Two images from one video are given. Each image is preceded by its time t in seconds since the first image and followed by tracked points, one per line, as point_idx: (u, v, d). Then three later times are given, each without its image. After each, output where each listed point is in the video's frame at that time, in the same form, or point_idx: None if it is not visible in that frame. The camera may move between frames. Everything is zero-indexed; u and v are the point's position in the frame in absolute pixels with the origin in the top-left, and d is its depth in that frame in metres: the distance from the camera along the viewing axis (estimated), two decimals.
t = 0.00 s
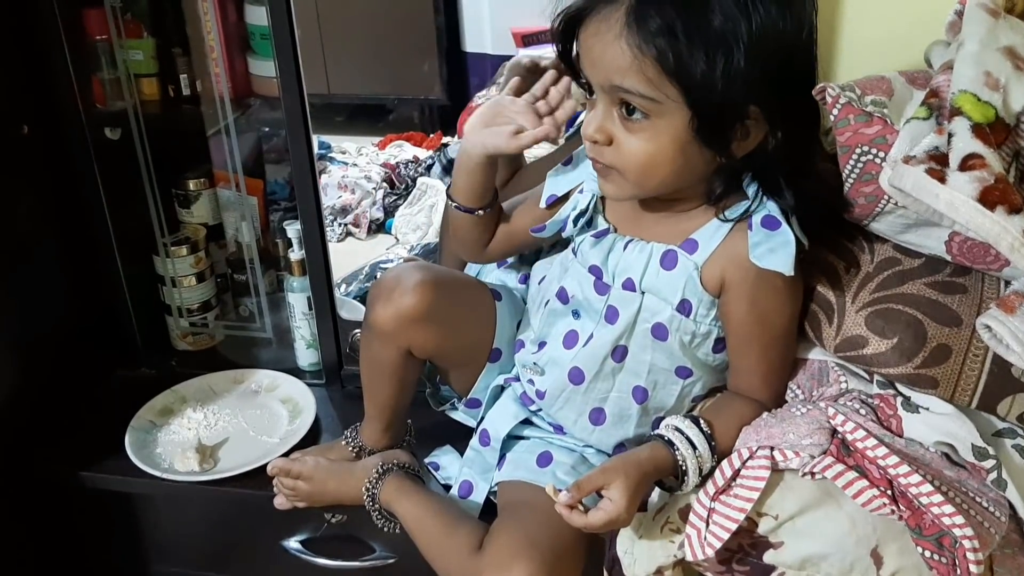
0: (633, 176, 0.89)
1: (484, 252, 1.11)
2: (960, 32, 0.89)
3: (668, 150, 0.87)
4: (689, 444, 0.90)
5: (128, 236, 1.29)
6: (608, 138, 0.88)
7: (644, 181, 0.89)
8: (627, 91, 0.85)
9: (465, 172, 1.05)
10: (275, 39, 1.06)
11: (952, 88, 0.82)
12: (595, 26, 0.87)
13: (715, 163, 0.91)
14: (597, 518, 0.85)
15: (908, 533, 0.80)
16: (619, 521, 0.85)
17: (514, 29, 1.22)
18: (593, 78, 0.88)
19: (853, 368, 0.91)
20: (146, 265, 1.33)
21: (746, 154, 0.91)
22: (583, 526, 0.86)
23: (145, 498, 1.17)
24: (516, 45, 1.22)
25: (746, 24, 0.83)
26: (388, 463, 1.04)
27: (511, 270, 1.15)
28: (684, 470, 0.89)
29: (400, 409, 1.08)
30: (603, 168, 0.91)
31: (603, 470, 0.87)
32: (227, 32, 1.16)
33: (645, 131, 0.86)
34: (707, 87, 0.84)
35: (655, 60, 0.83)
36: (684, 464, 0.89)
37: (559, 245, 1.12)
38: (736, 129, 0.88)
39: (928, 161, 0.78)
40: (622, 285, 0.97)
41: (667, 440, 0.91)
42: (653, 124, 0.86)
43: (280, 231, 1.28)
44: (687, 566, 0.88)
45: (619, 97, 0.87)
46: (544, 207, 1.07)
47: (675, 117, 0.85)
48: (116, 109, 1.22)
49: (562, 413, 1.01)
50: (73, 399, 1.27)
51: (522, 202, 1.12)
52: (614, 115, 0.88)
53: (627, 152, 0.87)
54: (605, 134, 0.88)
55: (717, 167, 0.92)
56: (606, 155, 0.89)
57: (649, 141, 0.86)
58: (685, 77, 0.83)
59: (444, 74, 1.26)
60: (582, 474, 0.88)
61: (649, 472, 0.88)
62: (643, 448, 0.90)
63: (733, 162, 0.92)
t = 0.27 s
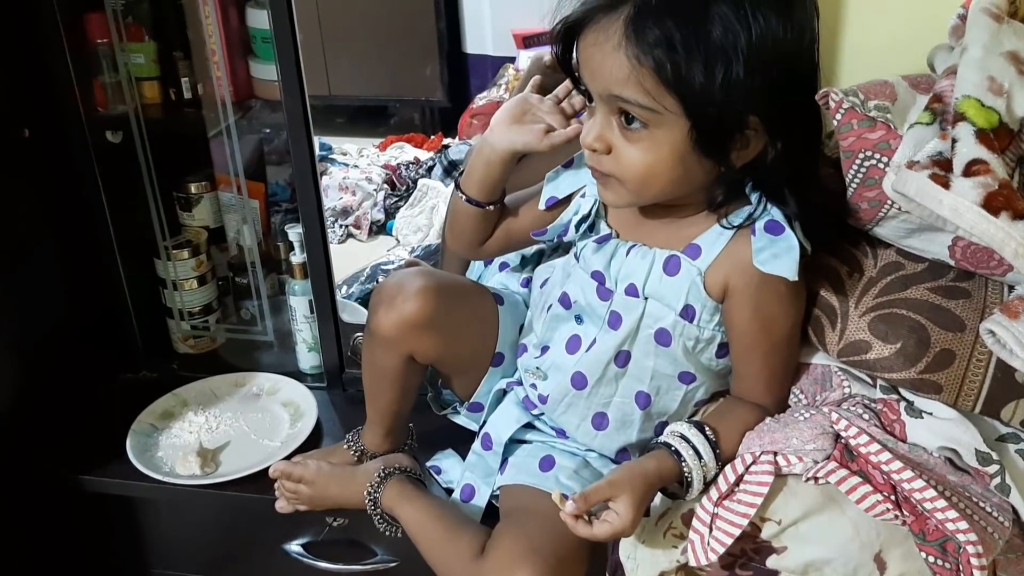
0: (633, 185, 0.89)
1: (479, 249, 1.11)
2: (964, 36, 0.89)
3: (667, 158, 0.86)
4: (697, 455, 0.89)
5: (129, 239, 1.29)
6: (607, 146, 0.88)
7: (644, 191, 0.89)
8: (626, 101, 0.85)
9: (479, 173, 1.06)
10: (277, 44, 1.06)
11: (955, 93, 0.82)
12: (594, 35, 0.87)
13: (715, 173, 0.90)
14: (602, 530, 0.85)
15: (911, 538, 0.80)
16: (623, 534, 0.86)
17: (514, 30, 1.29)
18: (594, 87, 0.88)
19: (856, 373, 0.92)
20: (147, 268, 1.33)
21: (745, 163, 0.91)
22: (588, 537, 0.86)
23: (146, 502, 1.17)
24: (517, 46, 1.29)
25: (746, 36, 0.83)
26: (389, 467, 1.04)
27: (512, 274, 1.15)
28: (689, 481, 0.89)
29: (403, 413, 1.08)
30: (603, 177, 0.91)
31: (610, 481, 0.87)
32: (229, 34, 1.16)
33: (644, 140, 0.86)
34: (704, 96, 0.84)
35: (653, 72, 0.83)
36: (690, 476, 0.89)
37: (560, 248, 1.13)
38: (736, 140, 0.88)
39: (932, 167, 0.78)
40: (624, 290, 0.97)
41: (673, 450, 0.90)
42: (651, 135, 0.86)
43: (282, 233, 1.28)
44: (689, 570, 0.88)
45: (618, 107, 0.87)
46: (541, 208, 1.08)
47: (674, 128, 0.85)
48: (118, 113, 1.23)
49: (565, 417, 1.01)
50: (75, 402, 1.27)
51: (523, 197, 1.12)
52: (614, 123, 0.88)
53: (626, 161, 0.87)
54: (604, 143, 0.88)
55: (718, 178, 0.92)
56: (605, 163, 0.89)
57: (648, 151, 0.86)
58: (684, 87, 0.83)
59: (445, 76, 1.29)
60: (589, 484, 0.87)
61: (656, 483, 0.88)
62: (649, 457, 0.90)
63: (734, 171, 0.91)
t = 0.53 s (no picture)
0: (630, 189, 0.88)
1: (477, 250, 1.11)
2: (963, 37, 0.89)
3: (664, 162, 0.86)
4: (693, 457, 0.89)
5: (127, 240, 1.29)
6: (604, 148, 0.88)
7: (641, 194, 0.89)
8: (623, 104, 0.85)
9: (476, 177, 1.06)
10: (275, 46, 1.05)
11: (954, 95, 0.81)
12: (591, 37, 0.86)
13: (713, 177, 0.90)
14: (601, 532, 0.85)
15: (909, 542, 0.80)
16: (623, 536, 0.85)
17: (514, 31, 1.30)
18: (591, 90, 0.88)
19: (854, 375, 0.91)
20: (145, 270, 1.32)
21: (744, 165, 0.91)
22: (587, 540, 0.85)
23: (143, 504, 1.16)
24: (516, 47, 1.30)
25: (744, 38, 0.83)
26: (387, 471, 1.04)
27: (509, 276, 1.14)
28: (686, 482, 0.89)
29: (401, 415, 1.07)
30: (600, 181, 0.91)
31: (608, 483, 0.87)
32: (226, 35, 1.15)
33: (640, 144, 0.86)
34: (702, 99, 0.83)
35: (650, 73, 0.83)
36: (687, 477, 0.89)
37: (558, 250, 1.12)
38: (734, 142, 0.87)
39: (930, 169, 0.78)
40: (623, 293, 0.97)
41: (669, 451, 0.90)
42: (650, 134, 0.86)
43: (280, 234, 1.28)
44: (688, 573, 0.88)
45: (615, 109, 0.86)
46: (541, 212, 1.08)
47: (671, 131, 0.85)
48: (116, 114, 1.22)
49: (563, 420, 1.01)
50: (72, 404, 1.26)
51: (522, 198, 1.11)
52: (611, 126, 0.87)
53: (624, 164, 0.87)
54: (600, 145, 0.88)
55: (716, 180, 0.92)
56: (601, 166, 0.89)
57: (644, 155, 0.86)
58: (681, 90, 0.83)
59: (444, 76, 1.32)
60: (585, 487, 0.87)
61: (653, 485, 0.88)
62: (646, 459, 0.90)
63: (732, 174, 0.91)
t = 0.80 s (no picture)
0: (621, 186, 0.88)
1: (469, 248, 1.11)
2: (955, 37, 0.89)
3: (656, 158, 0.86)
4: (685, 455, 0.89)
5: (121, 241, 1.29)
6: (594, 146, 0.88)
7: (633, 192, 0.88)
8: (614, 101, 0.85)
9: (472, 174, 1.06)
10: (268, 46, 1.05)
11: (946, 95, 0.81)
12: (583, 36, 0.86)
13: (704, 176, 0.90)
14: (595, 529, 0.85)
15: (901, 542, 0.80)
16: (617, 532, 0.85)
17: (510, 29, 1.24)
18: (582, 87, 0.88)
19: (846, 375, 0.91)
20: (140, 271, 1.32)
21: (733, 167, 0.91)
22: (581, 537, 0.85)
23: (136, 504, 1.16)
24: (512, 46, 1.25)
25: (735, 38, 0.82)
26: (384, 468, 1.04)
27: (503, 276, 1.14)
28: (678, 480, 0.89)
29: (394, 416, 1.07)
30: (591, 180, 0.91)
31: (602, 479, 0.86)
32: (219, 38, 1.16)
33: (632, 141, 0.86)
34: (694, 100, 0.83)
35: (641, 73, 0.83)
36: (679, 475, 0.89)
37: (551, 250, 1.12)
38: (725, 141, 0.87)
39: (922, 168, 0.78)
40: (615, 293, 0.97)
41: (660, 450, 0.90)
42: (641, 133, 0.85)
43: (274, 235, 1.29)
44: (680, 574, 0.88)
45: (605, 107, 0.87)
46: (534, 212, 1.09)
47: (662, 130, 0.85)
48: (109, 115, 1.21)
49: (556, 420, 1.01)
50: (66, 405, 1.26)
51: (516, 195, 1.12)
52: (602, 124, 0.87)
53: (615, 163, 0.87)
54: (591, 143, 0.88)
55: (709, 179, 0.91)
56: (593, 164, 0.89)
57: (637, 151, 0.86)
58: (672, 90, 0.83)
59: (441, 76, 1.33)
60: (578, 484, 0.87)
61: (647, 482, 0.87)
62: (639, 456, 0.89)
63: (722, 175, 0.91)
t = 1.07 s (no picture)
0: (617, 184, 0.89)
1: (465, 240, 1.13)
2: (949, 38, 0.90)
3: (652, 156, 0.87)
4: (680, 452, 0.90)
5: (121, 241, 1.29)
6: (591, 146, 0.89)
7: (629, 189, 0.89)
8: (610, 99, 0.86)
9: (475, 167, 1.06)
10: (267, 48, 1.06)
11: (940, 95, 0.82)
12: (579, 35, 0.87)
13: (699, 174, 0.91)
14: (591, 525, 0.86)
15: (896, 539, 0.81)
16: (613, 528, 0.86)
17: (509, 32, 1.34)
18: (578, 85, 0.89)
19: (842, 374, 0.92)
20: (140, 271, 1.33)
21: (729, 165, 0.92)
22: (577, 533, 0.86)
23: (137, 503, 1.17)
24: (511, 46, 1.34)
25: (729, 38, 0.83)
26: (387, 467, 1.05)
27: (501, 275, 1.14)
28: (675, 477, 0.89)
29: (393, 414, 1.08)
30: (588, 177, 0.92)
31: (597, 476, 0.87)
32: (219, 38, 1.17)
33: (628, 139, 0.87)
34: (686, 98, 0.84)
35: (636, 73, 0.84)
36: (675, 472, 0.89)
37: (550, 249, 1.12)
38: (720, 140, 0.88)
39: (916, 168, 0.78)
40: (613, 292, 0.98)
41: (657, 448, 0.91)
42: (637, 132, 0.86)
43: (273, 235, 1.29)
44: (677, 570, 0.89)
45: (601, 105, 0.87)
46: (531, 210, 1.10)
47: (657, 127, 0.86)
48: (109, 116, 1.22)
49: (554, 418, 1.02)
50: (67, 405, 1.27)
51: (515, 189, 1.13)
52: (598, 123, 0.88)
53: (611, 161, 0.88)
54: (588, 142, 0.88)
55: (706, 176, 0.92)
56: (590, 163, 0.90)
57: (633, 149, 0.87)
58: (668, 90, 0.84)
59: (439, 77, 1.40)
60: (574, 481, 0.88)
61: (642, 479, 0.88)
62: (635, 453, 0.90)
63: (717, 173, 0.92)
